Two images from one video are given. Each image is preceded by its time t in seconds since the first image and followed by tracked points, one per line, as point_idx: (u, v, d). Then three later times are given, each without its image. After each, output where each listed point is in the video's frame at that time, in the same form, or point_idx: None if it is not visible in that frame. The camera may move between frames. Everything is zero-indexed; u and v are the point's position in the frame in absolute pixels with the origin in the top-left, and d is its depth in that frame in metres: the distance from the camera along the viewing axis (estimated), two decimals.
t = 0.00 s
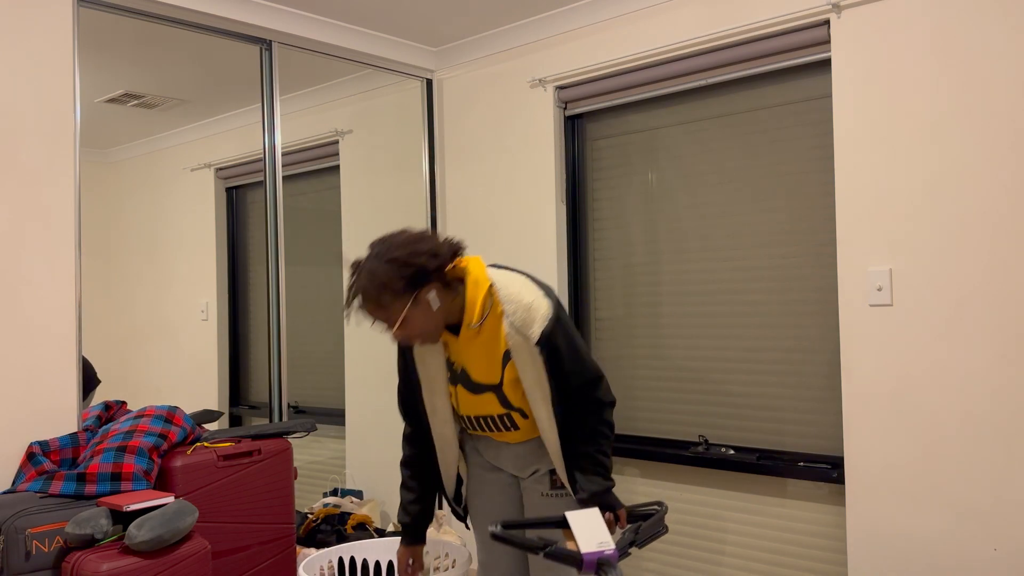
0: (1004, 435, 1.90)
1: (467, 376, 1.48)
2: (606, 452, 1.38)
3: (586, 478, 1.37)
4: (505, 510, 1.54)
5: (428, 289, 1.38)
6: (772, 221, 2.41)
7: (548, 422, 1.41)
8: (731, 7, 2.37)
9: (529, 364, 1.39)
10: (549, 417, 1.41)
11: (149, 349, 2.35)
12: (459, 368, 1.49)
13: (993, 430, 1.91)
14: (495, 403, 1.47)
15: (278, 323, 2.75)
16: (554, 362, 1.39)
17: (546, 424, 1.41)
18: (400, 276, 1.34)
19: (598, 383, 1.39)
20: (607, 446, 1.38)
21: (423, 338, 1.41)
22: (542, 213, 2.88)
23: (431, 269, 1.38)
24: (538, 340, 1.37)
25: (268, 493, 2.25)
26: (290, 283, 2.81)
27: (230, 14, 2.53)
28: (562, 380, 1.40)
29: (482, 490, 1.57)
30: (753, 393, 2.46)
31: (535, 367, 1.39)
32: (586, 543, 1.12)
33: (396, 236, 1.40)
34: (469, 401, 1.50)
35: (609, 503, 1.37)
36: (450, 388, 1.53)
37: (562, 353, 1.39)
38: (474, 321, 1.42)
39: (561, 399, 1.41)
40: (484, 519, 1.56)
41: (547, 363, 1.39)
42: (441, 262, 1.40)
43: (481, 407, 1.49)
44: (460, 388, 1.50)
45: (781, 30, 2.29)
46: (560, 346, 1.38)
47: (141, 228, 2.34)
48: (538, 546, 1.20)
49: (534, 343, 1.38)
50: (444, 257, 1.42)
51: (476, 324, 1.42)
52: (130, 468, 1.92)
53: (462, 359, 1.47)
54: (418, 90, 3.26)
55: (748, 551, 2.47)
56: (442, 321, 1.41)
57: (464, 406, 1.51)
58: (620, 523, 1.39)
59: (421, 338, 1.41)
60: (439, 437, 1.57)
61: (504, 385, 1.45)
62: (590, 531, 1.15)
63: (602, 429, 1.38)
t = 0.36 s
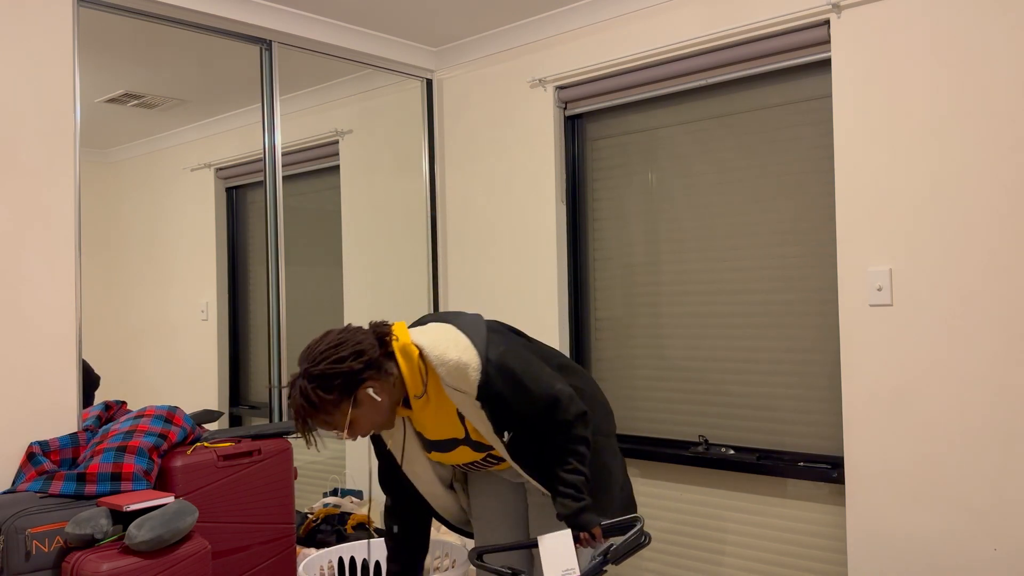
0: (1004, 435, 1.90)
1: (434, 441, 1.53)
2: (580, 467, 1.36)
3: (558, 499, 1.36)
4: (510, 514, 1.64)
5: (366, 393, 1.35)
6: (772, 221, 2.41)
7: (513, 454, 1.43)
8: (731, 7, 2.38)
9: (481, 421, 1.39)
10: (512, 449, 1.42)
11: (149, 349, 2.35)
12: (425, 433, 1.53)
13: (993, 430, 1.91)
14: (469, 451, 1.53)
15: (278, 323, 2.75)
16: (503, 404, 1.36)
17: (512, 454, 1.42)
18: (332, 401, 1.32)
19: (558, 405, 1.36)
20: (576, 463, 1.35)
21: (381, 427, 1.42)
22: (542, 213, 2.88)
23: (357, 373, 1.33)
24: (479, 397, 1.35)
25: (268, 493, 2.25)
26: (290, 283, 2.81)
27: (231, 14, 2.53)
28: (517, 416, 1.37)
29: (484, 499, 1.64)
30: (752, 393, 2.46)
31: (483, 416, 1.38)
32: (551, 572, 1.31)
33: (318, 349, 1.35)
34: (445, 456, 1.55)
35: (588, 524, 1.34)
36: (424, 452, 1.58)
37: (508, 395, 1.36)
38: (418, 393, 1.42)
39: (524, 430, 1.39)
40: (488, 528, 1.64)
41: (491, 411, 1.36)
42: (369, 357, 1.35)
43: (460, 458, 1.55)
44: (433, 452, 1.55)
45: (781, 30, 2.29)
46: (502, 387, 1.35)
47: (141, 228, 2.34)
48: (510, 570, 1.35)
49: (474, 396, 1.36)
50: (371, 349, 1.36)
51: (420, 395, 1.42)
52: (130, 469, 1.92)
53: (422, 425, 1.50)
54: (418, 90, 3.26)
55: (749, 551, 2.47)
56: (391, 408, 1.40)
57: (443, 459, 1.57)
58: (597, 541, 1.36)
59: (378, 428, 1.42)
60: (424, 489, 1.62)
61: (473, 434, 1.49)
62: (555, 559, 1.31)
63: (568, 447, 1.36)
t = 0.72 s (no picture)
0: (1004, 435, 1.90)
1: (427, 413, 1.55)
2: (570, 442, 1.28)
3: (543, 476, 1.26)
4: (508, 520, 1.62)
5: (357, 342, 1.42)
6: (772, 221, 2.41)
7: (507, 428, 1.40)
8: (730, 7, 2.37)
9: (470, 389, 1.40)
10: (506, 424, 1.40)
11: (148, 348, 2.35)
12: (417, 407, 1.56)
13: (993, 430, 1.91)
14: (459, 427, 1.54)
15: (278, 322, 2.74)
16: (496, 373, 1.35)
17: (505, 430, 1.40)
18: (325, 339, 1.39)
19: (548, 380, 1.33)
20: (563, 441, 1.27)
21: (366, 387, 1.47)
22: (542, 213, 2.88)
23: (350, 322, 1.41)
24: (468, 362, 1.36)
25: (268, 493, 2.25)
26: (290, 283, 2.81)
27: (230, 14, 2.53)
28: (509, 388, 1.35)
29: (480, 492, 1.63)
30: (752, 393, 2.46)
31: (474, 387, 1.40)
32: (528, 550, 1.18)
33: (319, 296, 1.45)
34: (437, 433, 1.57)
35: (571, 498, 1.24)
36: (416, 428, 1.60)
37: (497, 364, 1.35)
38: (408, 360, 1.46)
39: (516, 403, 1.37)
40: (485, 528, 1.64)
41: (485, 378, 1.37)
42: (364, 309, 1.44)
43: (451, 435, 1.56)
44: (425, 427, 1.58)
45: (781, 30, 2.29)
46: (493, 358, 1.35)
47: (141, 228, 2.34)
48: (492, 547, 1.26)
49: (464, 364, 1.37)
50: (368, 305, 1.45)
51: (410, 361, 1.46)
52: (130, 468, 1.92)
53: (413, 395, 1.54)
54: (418, 90, 3.26)
55: (749, 551, 2.47)
56: (377, 367, 1.46)
57: (434, 437, 1.59)
58: (580, 523, 1.24)
59: (362, 387, 1.47)
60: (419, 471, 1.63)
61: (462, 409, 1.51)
62: (534, 536, 1.20)
63: (557, 422, 1.30)
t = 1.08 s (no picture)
0: (1004, 435, 1.90)
1: (439, 343, 1.45)
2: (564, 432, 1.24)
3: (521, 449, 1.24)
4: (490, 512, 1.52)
5: (410, 237, 1.38)
6: (772, 221, 2.41)
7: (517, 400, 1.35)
8: (731, 7, 2.37)
9: (488, 337, 1.32)
10: (517, 396, 1.35)
11: (149, 348, 2.35)
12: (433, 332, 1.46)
13: (993, 430, 1.91)
14: (458, 375, 1.41)
15: (278, 322, 2.75)
16: (520, 341, 1.30)
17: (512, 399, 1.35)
18: (392, 213, 1.35)
19: (567, 366, 1.29)
20: (550, 423, 1.24)
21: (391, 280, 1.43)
22: (542, 212, 2.88)
23: (417, 218, 1.37)
24: (498, 314, 1.30)
25: (268, 493, 2.26)
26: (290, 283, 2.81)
27: (230, 15, 2.53)
28: (528, 360, 1.31)
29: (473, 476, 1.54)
30: (753, 393, 2.46)
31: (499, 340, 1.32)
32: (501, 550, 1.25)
33: (418, 179, 1.40)
34: (439, 369, 1.45)
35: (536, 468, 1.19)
36: (426, 355, 1.50)
37: (528, 330, 1.30)
38: (449, 284, 1.40)
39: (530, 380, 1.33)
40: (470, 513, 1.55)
41: (510, 341, 1.32)
42: (443, 215, 1.39)
43: (447, 378, 1.44)
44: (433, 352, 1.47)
45: (781, 30, 2.29)
46: (527, 322, 1.30)
47: (142, 228, 2.34)
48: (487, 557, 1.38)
49: (497, 315, 1.31)
50: (445, 220, 1.40)
51: (450, 288, 1.40)
52: (130, 469, 1.92)
53: (434, 321, 1.46)
54: (418, 90, 3.26)
55: (749, 551, 2.47)
56: (415, 274, 1.41)
57: (433, 375, 1.47)
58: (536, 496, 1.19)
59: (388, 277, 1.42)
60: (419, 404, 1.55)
61: (467, 356, 1.38)
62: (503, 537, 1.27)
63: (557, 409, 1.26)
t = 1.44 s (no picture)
0: (1004, 435, 1.90)
1: (472, 301, 1.44)
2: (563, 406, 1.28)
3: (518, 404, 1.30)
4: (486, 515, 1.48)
5: (514, 186, 1.44)
6: (772, 221, 2.42)
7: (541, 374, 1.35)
8: (731, 7, 2.37)
9: (529, 304, 1.33)
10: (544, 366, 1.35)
11: (149, 348, 2.36)
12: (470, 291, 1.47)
13: (993, 430, 1.91)
14: (477, 335, 1.39)
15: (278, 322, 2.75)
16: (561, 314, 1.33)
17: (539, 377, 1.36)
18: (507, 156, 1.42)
19: (598, 354, 1.34)
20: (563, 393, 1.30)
21: (472, 217, 1.40)
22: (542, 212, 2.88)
23: (523, 176, 1.47)
24: (547, 286, 1.32)
25: (268, 493, 2.26)
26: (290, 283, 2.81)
27: (230, 15, 2.53)
28: (562, 337, 1.34)
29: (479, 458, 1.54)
30: (752, 393, 2.46)
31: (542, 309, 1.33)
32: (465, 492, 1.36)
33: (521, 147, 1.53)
34: (461, 326, 1.44)
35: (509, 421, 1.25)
36: (455, 314, 1.50)
37: (571, 310, 1.33)
38: (506, 248, 1.42)
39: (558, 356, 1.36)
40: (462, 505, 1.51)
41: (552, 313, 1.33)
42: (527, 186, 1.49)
43: (466, 335, 1.41)
44: (461, 311, 1.46)
45: (782, 30, 2.29)
46: (573, 299, 1.33)
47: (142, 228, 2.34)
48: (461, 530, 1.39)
49: (543, 287, 1.33)
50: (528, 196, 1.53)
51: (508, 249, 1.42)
52: (130, 469, 1.92)
53: (474, 278, 1.46)
54: (418, 90, 3.26)
55: (748, 551, 2.47)
56: (499, 223, 1.43)
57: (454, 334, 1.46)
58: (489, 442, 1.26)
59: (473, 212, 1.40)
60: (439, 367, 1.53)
61: (495, 319, 1.37)
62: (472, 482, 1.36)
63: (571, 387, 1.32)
